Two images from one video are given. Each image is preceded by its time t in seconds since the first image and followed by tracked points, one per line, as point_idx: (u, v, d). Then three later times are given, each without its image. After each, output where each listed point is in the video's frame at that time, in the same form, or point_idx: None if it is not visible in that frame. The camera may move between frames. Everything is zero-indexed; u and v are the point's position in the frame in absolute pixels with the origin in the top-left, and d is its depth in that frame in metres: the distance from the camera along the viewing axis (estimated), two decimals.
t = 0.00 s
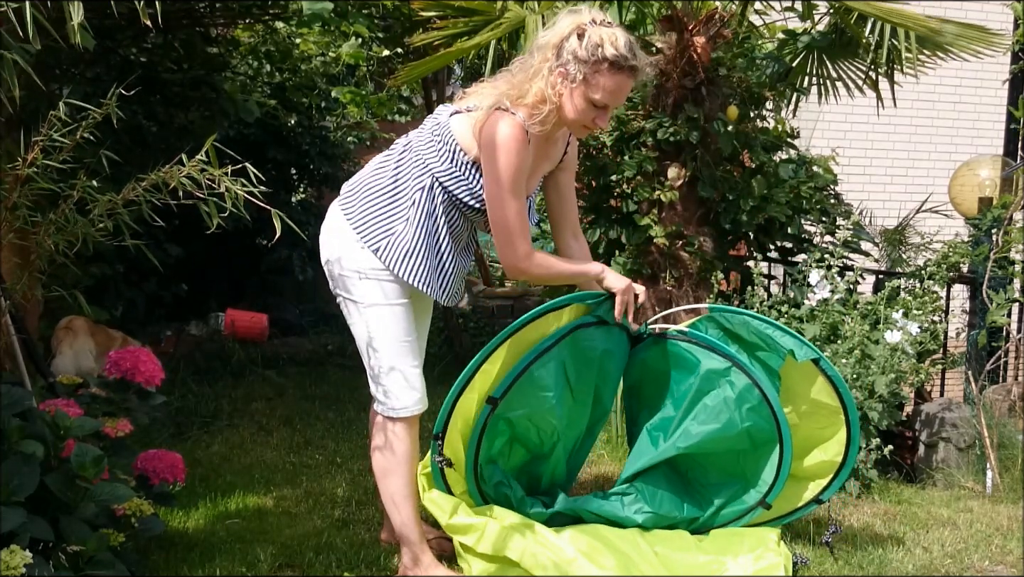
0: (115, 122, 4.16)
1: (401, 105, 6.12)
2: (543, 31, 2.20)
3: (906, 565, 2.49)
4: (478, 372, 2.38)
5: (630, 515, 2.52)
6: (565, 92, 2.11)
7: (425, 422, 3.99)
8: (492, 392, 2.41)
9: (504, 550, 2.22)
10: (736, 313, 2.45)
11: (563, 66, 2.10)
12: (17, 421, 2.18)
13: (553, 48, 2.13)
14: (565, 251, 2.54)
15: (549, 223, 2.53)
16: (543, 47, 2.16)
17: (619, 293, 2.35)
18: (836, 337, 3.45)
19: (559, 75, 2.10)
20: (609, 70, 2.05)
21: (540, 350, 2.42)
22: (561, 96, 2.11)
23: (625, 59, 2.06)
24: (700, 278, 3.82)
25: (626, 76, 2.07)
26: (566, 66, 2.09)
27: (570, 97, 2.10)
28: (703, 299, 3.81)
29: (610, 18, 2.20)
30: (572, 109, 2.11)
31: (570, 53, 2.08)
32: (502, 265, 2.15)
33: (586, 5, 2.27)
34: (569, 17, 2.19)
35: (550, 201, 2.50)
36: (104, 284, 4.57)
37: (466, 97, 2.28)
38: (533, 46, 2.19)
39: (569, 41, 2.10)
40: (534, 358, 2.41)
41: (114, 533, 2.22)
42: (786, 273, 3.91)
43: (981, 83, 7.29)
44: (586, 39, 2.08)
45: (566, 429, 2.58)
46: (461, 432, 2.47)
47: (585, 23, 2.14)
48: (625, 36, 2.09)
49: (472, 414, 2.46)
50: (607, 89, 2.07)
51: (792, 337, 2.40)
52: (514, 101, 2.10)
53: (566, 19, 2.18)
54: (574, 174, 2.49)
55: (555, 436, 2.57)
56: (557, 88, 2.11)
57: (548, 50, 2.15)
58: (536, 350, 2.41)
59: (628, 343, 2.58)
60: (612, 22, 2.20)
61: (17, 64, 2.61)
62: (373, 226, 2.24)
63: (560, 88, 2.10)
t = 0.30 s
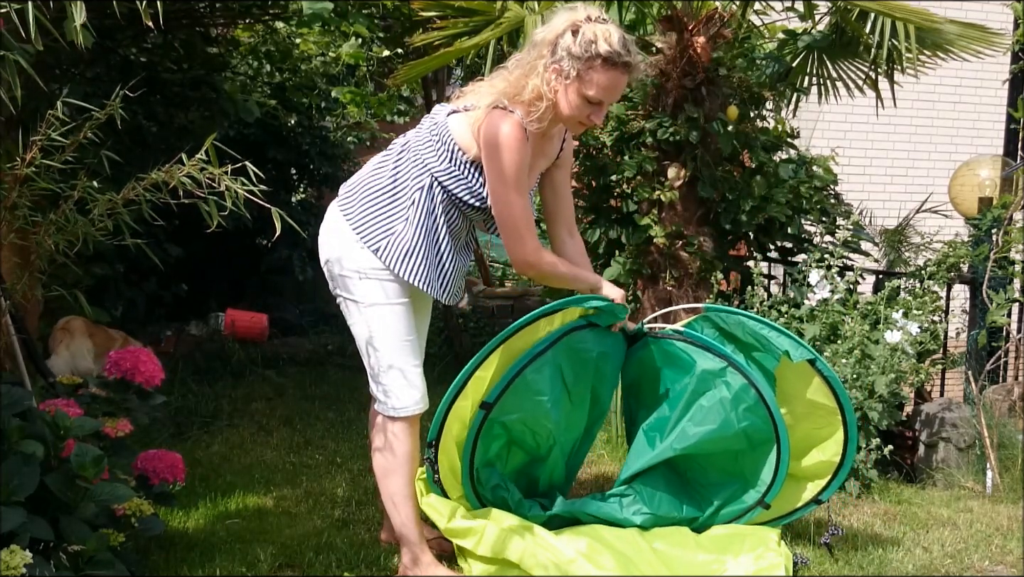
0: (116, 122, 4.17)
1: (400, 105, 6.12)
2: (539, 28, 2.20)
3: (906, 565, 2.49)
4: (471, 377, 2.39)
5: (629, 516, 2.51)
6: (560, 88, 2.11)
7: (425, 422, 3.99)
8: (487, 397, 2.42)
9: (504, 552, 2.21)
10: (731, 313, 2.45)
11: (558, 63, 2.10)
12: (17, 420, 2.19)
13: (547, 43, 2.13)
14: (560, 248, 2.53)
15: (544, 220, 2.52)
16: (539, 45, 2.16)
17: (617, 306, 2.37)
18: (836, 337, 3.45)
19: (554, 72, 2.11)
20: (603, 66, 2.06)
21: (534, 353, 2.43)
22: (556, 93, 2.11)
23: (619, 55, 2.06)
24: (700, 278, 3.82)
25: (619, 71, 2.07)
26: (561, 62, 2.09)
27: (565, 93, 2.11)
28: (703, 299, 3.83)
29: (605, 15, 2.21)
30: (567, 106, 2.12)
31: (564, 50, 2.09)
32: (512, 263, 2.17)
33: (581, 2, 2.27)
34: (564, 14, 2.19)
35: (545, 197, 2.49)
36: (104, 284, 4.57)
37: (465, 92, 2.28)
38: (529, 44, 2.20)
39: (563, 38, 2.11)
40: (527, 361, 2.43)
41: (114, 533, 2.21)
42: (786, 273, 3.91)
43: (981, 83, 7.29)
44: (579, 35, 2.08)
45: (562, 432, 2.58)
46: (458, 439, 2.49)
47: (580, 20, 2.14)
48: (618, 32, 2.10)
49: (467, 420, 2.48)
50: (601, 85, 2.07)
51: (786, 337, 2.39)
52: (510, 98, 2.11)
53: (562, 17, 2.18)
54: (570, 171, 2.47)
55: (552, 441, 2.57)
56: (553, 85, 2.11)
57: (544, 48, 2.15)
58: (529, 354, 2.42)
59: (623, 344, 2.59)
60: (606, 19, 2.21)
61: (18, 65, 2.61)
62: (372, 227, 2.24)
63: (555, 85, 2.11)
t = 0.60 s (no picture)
0: (116, 122, 4.17)
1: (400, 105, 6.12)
2: (539, 29, 2.19)
3: (905, 565, 2.49)
4: (471, 401, 2.33)
5: (628, 516, 2.52)
6: (559, 89, 2.10)
7: (425, 422, 3.98)
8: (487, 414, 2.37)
9: (505, 561, 2.21)
10: (724, 311, 2.46)
11: (557, 64, 2.09)
12: (17, 420, 2.21)
13: (546, 44, 2.12)
14: (555, 249, 2.53)
15: (540, 221, 2.52)
16: (538, 46, 2.16)
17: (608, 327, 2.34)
18: (836, 337, 3.45)
19: (553, 72, 2.10)
20: (602, 67, 2.04)
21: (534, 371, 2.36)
22: (555, 93, 2.10)
23: (617, 56, 2.05)
24: (701, 277, 3.77)
25: (618, 72, 2.06)
26: (560, 63, 2.08)
27: (564, 94, 2.10)
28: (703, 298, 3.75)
29: (605, 15, 2.19)
30: (567, 107, 2.11)
31: (563, 51, 2.08)
32: (503, 263, 2.19)
33: (581, 3, 2.26)
34: (564, 15, 2.18)
35: (541, 194, 2.48)
36: (105, 283, 4.57)
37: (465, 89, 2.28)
38: (528, 44, 2.19)
39: (562, 38, 2.10)
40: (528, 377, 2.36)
41: (114, 533, 2.22)
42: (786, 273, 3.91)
43: (981, 83, 7.29)
44: (579, 36, 2.07)
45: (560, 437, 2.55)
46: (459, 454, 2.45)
47: (579, 21, 2.13)
48: (618, 33, 2.08)
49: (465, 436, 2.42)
50: (600, 86, 2.06)
51: (782, 335, 2.38)
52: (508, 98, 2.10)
53: (562, 18, 2.17)
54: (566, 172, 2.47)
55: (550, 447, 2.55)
56: (552, 86, 2.10)
57: (543, 49, 2.14)
58: (531, 373, 2.35)
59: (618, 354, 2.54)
60: (606, 19, 2.19)
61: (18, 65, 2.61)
62: (372, 226, 2.24)
63: (554, 86, 2.10)
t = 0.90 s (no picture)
0: (116, 123, 4.17)
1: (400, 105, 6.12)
2: (542, 29, 2.19)
3: (905, 565, 2.49)
4: (470, 410, 2.31)
5: (628, 519, 2.52)
6: (561, 89, 2.10)
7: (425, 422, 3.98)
8: (488, 423, 2.36)
9: (506, 564, 2.21)
10: (729, 312, 2.48)
11: (560, 63, 2.08)
12: (17, 420, 2.21)
13: (548, 44, 2.12)
14: (556, 248, 2.54)
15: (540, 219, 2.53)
16: (541, 45, 2.15)
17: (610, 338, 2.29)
18: (836, 337, 3.45)
19: (556, 71, 2.09)
20: (605, 66, 2.04)
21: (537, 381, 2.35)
22: (558, 93, 2.10)
23: (620, 55, 2.04)
24: (700, 277, 3.77)
25: (621, 71, 2.06)
26: (562, 62, 2.08)
27: (566, 94, 2.10)
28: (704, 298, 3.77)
29: (608, 14, 2.18)
30: (569, 106, 2.11)
31: (566, 50, 2.07)
32: (503, 264, 2.18)
33: (584, 3, 2.25)
34: (566, 14, 2.18)
35: (542, 193, 2.48)
36: (105, 284, 4.57)
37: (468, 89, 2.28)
38: (532, 44, 2.19)
39: (565, 38, 2.09)
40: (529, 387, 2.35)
41: (114, 533, 2.22)
42: (786, 273, 3.91)
43: (981, 83, 7.28)
44: (581, 36, 2.07)
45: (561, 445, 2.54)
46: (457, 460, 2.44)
47: (582, 21, 2.13)
48: (621, 31, 2.08)
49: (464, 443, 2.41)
50: (602, 85, 2.06)
51: (786, 338, 2.38)
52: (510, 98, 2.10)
53: (564, 17, 2.17)
54: (568, 170, 2.47)
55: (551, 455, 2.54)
56: (554, 85, 2.10)
57: (546, 48, 2.13)
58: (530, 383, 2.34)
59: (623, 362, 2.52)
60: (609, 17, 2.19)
61: (17, 65, 2.61)
62: (375, 226, 2.25)
63: (557, 85, 2.10)
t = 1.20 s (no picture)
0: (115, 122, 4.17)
1: (400, 105, 6.12)
2: (544, 31, 2.18)
3: (905, 565, 2.49)
4: (482, 429, 2.24)
5: (629, 519, 2.52)
6: (563, 90, 2.09)
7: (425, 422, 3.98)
8: (496, 439, 2.30)
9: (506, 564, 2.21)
10: (731, 304, 2.47)
11: (561, 65, 2.08)
12: (17, 420, 2.21)
13: (550, 45, 2.11)
14: (555, 248, 2.54)
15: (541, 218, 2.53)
16: (543, 47, 2.15)
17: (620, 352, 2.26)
18: (836, 337, 3.45)
19: (557, 73, 2.09)
20: (605, 67, 2.03)
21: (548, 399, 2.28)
22: (560, 94, 2.10)
23: (621, 56, 2.03)
24: (701, 277, 3.80)
25: (622, 71, 2.05)
26: (563, 64, 2.07)
27: (568, 96, 2.09)
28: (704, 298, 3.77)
29: (609, 15, 2.18)
30: (572, 108, 2.11)
31: (567, 51, 2.07)
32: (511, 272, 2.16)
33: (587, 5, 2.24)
34: (568, 16, 2.17)
35: (543, 192, 2.48)
36: (105, 284, 4.57)
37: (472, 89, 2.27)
38: (534, 46, 2.18)
39: (566, 39, 2.09)
40: (541, 405, 2.28)
41: (113, 533, 2.22)
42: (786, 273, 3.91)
43: (981, 82, 7.27)
44: (582, 37, 2.06)
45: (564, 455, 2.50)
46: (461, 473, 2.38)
47: (584, 22, 2.12)
48: (622, 32, 2.07)
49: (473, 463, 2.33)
50: (603, 86, 2.05)
51: (787, 330, 2.39)
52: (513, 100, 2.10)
53: (566, 18, 2.16)
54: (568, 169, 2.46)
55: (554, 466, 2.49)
56: (556, 87, 2.09)
57: (547, 50, 2.13)
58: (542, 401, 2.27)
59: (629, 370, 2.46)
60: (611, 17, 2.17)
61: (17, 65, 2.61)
62: (377, 227, 2.25)
63: (559, 87, 2.09)
